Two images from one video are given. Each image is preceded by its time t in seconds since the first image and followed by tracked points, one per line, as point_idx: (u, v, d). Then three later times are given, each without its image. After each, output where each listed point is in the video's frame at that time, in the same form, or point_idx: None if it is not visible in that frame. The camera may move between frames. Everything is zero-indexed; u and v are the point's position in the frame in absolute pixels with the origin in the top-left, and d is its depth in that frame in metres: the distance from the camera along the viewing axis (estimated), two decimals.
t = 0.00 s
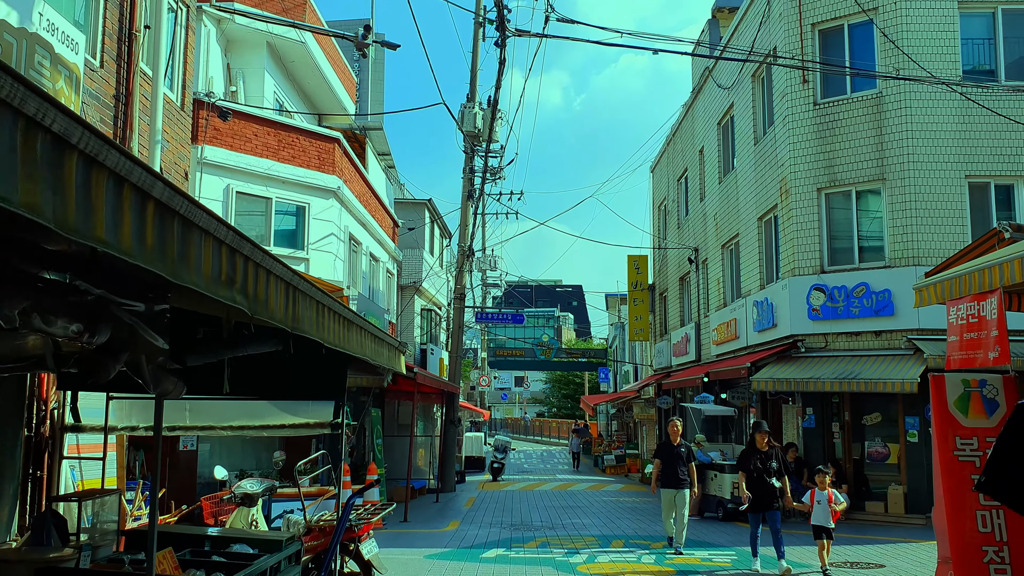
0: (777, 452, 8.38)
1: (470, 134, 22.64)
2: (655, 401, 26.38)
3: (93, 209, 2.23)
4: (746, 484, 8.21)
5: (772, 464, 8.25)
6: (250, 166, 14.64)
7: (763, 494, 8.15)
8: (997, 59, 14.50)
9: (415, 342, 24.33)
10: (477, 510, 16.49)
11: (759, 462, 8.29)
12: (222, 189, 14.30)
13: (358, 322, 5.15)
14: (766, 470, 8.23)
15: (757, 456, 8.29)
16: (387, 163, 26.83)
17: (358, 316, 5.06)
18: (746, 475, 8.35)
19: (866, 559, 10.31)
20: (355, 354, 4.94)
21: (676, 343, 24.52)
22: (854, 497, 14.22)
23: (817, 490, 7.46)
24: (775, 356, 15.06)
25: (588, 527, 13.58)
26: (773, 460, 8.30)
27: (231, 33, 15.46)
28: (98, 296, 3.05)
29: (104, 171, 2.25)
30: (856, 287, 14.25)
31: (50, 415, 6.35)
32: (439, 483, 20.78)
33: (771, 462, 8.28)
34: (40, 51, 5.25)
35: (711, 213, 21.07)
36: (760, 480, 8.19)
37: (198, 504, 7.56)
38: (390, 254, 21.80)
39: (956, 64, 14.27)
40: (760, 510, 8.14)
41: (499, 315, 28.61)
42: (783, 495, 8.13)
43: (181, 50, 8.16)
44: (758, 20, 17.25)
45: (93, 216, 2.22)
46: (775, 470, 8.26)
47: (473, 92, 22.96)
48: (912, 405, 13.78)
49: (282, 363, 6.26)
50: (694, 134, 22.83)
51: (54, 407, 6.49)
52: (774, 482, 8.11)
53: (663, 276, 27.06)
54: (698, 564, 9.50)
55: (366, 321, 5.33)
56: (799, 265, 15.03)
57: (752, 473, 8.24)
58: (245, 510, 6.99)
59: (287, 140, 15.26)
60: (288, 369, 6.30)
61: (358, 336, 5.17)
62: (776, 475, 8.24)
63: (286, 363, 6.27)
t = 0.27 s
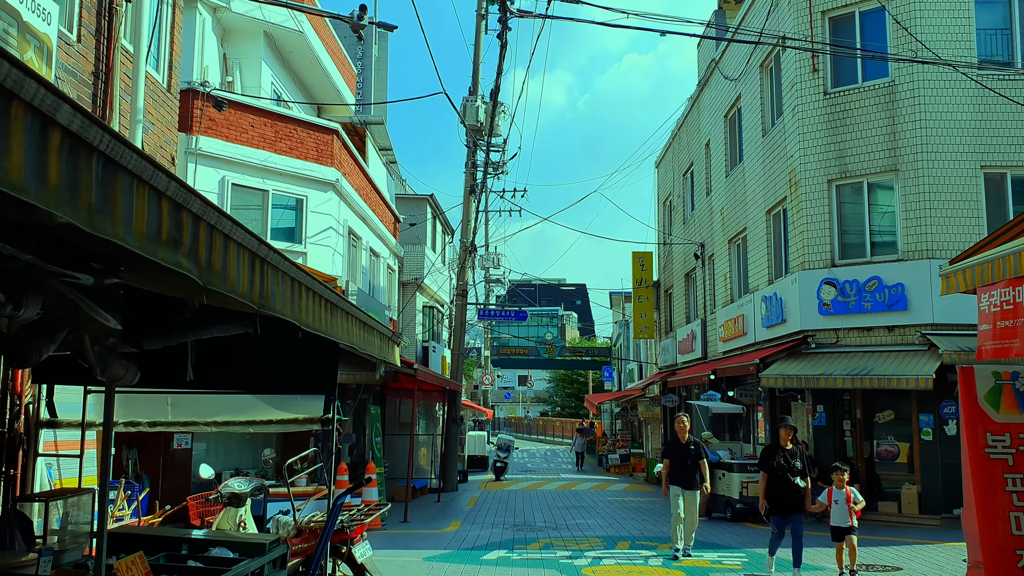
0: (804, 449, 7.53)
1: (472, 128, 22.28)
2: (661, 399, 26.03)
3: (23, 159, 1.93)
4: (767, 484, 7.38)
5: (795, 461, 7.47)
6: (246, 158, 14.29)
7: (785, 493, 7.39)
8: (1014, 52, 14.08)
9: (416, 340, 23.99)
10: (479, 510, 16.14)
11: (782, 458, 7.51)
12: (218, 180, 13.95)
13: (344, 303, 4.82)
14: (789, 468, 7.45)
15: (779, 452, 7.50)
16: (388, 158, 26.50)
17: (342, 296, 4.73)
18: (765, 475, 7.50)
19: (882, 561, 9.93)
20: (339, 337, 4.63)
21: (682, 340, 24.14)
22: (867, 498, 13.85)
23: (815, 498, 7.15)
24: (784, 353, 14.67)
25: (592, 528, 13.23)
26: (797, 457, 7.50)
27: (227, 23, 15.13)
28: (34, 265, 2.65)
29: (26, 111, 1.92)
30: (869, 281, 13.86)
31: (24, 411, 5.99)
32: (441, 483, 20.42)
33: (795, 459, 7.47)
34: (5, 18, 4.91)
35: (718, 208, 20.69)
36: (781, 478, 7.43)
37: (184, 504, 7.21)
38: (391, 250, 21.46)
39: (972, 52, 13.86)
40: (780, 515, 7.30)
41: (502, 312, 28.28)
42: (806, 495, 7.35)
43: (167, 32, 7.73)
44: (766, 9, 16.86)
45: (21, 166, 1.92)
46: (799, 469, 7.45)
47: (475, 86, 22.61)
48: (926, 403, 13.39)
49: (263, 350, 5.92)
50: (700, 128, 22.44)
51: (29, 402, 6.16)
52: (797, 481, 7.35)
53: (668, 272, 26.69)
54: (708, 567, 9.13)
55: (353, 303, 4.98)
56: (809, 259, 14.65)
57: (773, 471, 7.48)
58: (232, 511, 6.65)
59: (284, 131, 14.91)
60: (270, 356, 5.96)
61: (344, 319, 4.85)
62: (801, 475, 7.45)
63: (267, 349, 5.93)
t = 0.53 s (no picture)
0: (830, 455, 7.10)
1: (475, 124, 21.91)
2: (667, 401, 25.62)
3: None
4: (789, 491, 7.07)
5: (821, 467, 7.03)
6: (243, 153, 13.94)
7: (809, 501, 6.98)
8: None
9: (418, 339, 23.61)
10: (483, 514, 15.74)
11: (806, 464, 7.08)
12: (214, 176, 13.61)
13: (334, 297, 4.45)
14: (813, 475, 7.03)
15: (803, 458, 7.07)
16: (390, 156, 26.14)
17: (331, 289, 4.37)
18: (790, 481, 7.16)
19: (902, 569, 9.52)
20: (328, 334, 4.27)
21: (688, 341, 23.74)
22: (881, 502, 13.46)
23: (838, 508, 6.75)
24: (796, 353, 14.25)
25: (599, 533, 12.84)
26: (823, 463, 7.07)
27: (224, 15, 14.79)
28: None
29: None
30: (883, 279, 13.45)
31: None
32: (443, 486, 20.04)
33: (821, 466, 7.04)
34: None
35: (726, 205, 20.30)
36: (805, 486, 7.02)
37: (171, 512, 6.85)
38: (393, 248, 21.10)
39: (991, 44, 13.44)
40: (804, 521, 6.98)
41: (506, 312, 27.90)
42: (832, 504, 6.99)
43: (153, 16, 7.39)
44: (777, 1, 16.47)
45: None
46: (825, 476, 7.02)
47: (478, 82, 22.25)
48: (943, 404, 12.97)
49: (257, 350, 5.51)
50: (707, 124, 22.04)
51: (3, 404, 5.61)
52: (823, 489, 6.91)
53: (674, 272, 26.29)
54: None
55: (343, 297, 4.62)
56: (821, 256, 14.24)
57: (797, 478, 7.07)
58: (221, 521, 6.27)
59: (282, 126, 14.55)
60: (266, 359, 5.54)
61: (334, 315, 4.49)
62: (827, 482, 7.02)
63: (263, 350, 5.52)
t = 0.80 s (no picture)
0: (849, 458, 6.71)
1: (476, 119, 21.52)
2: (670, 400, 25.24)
3: None
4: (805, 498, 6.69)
5: (840, 471, 6.65)
6: (237, 144, 13.55)
7: (829, 509, 6.59)
8: None
9: (418, 338, 23.25)
10: (483, 516, 15.36)
11: (825, 468, 6.69)
12: (207, 168, 13.21)
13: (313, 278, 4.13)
14: (833, 480, 6.65)
15: (821, 461, 6.68)
16: (390, 152, 25.78)
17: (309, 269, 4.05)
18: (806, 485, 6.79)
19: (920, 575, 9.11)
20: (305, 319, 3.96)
21: (693, 339, 23.35)
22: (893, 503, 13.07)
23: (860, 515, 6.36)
24: (806, 350, 13.84)
25: (603, 536, 12.48)
26: (842, 466, 6.68)
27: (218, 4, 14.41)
28: None
29: None
30: (896, 274, 13.06)
31: None
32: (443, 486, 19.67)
33: (840, 470, 6.66)
34: None
35: (731, 201, 19.92)
36: (823, 493, 6.63)
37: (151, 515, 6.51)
38: (392, 245, 20.75)
39: (1007, 31, 13.02)
40: (821, 529, 6.62)
41: (507, 310, 27.51)
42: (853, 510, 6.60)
43: None
44: None
45: None
46: (845, 480, 6.63)
47: (479, 76, 21.88)
48: (958, 402, 12.56)
49: (239, 343, 5.09)
50: (712, 118, 21.66)
51: None
52: (843, 496, 6.52)
53: (678, 269, 25.91)
54: None
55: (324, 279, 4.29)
56: (831, 251, 13.86)
57: (815, 483, 6.69)
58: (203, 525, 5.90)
59: (277, 117, 14.18)
60: (248, 352, 5.13)
61: (313, 298, 4.17)
62: (847, 487, 6.64)
63: (244, 343, 5.11)
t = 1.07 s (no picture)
0: (865, 452, 6.36)
1: (475, 112, 21.17)
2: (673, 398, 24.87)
3: None
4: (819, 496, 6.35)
5: (856, 466, 6.28)
6: (228, 134, 13.21)
7: (845, 507, 6.19)
8: None
9: (416, 335, 22.92)
10: (482, 516, 15.01)
11: (840, 464, 6.33)
12: (198, 158, 12.88)
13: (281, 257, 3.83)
14: (849, 476, 6.27)
15: (835, 456, 6.34)
16: (388, 147, 25.43)
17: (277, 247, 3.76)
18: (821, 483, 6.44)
19: None
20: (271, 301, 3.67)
21: (696, 336, 22.99)
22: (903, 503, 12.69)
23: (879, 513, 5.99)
24: (813, 346, 13.47)
25: (605, 538, 12.14)
26: (858, 461, 6.32)
27: None
28: None
29: None
30: (906, 267, 12.70)
31: None
32: (440, 485, 19.31)
33: (856, 465, 6.29)
34: None
35: (735, 195, 19.56)
36: (840, 490, 6.25)
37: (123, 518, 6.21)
38: (390, 240, 20.42)
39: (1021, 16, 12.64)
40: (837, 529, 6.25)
41: (508, 307, 27.13)
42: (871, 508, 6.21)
43: None
44: None
45: None
46: (861, 476, 6.26)
47: (478, 68, 21.53)
48: (970, 400, 12.18)
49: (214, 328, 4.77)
50: (715, 112, 21.31)
51: None
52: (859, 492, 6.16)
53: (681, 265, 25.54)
54: None
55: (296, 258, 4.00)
56: (839, 244, 13.49)
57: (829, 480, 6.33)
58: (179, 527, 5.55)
59: (270, 107, 13.86)
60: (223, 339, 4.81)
61: (282, 280, 3.87)
62: (863, 483, 6.27)
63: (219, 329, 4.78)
